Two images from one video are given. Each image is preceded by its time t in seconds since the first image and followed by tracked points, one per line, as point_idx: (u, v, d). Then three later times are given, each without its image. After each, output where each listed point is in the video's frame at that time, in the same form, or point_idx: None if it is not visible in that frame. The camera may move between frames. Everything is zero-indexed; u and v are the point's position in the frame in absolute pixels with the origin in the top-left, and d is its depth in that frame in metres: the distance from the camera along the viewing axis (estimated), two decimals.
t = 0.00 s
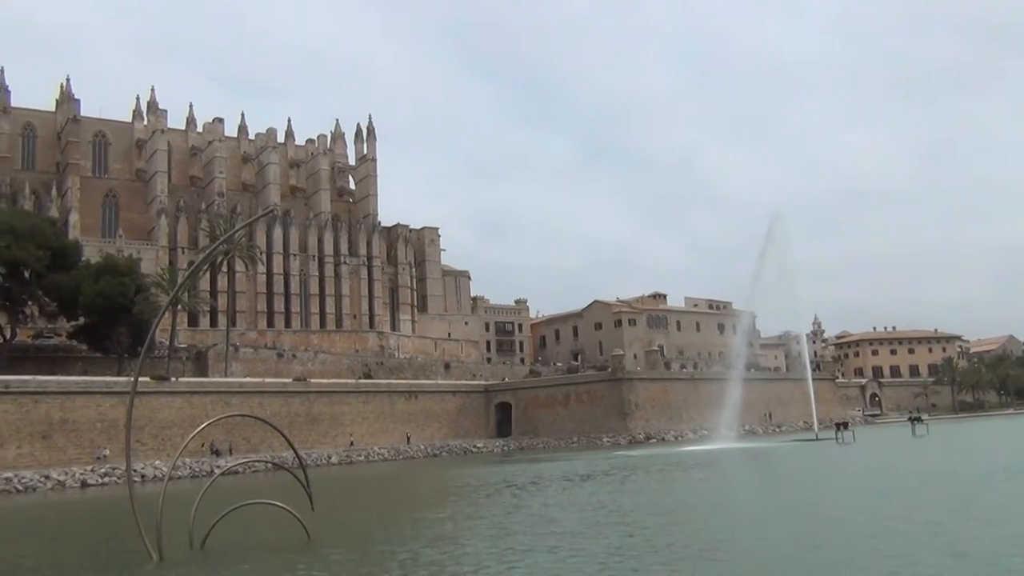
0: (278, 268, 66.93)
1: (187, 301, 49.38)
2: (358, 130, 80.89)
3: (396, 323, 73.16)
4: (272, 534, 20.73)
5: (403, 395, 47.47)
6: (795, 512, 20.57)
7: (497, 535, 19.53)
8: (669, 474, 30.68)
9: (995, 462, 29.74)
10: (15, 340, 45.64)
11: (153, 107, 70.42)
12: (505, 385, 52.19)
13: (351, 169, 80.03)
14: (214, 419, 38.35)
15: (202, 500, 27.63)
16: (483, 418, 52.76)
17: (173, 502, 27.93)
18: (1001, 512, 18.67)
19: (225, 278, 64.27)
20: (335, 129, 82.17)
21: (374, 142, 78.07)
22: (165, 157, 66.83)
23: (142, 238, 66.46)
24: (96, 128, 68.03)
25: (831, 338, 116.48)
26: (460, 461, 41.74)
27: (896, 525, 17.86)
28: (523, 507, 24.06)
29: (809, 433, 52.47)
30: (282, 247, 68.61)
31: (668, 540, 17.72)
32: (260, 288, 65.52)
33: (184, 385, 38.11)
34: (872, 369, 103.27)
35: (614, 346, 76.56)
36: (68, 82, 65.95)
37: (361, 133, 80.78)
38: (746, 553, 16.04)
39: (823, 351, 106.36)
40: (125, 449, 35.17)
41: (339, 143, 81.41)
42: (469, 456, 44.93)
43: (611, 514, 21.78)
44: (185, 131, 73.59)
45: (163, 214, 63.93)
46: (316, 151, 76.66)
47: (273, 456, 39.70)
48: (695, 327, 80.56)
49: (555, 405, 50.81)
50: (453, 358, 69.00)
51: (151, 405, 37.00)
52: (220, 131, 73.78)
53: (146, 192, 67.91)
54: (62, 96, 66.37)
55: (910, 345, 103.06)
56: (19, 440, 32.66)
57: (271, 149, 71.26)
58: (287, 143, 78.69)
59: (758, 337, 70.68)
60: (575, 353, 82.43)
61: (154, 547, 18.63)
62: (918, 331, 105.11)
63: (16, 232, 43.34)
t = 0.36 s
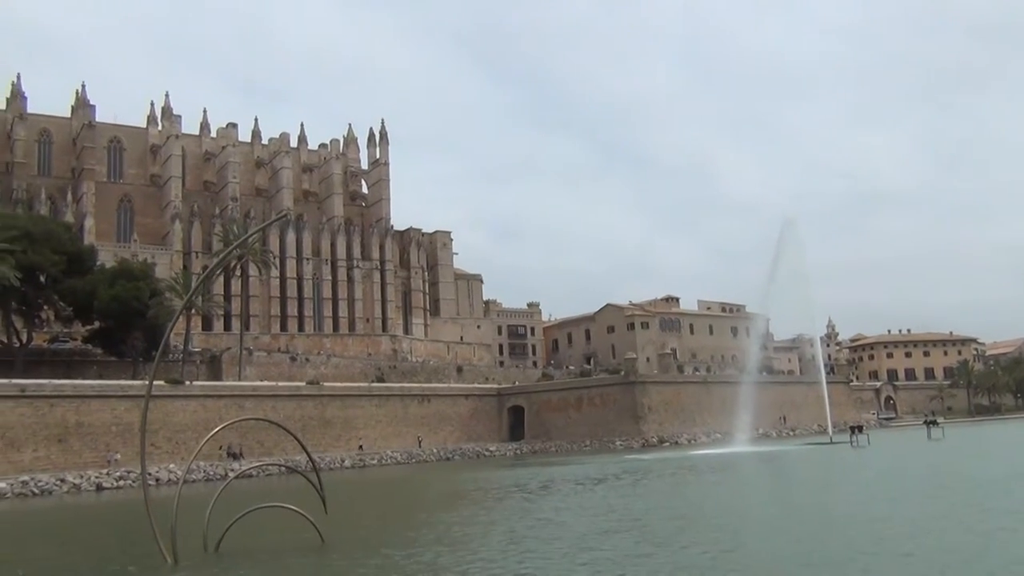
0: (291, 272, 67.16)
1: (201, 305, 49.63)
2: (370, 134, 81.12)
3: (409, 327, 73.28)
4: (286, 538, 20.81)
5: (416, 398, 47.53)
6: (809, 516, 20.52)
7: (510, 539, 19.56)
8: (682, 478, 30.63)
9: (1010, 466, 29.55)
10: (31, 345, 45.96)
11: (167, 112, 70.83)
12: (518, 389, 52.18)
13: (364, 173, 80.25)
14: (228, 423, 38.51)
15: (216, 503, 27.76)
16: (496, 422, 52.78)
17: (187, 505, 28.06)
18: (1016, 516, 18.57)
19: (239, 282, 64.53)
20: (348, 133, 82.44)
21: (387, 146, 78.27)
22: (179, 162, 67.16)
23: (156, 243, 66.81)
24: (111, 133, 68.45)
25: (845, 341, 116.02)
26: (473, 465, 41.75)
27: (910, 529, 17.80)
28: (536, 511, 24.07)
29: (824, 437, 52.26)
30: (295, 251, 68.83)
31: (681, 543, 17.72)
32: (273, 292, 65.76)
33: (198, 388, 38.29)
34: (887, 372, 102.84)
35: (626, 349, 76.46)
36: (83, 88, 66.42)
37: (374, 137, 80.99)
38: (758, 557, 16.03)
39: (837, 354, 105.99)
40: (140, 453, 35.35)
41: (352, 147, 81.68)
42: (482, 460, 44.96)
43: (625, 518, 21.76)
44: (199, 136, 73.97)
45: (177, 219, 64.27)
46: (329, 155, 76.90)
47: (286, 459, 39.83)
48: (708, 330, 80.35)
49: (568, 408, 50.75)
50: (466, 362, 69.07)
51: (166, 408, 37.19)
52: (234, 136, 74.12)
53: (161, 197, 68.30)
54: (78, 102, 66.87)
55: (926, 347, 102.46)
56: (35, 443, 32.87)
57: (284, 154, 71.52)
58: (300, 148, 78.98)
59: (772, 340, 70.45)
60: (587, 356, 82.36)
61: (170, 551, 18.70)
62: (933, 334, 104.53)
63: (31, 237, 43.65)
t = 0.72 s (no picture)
0: (305, 276, 67.39)
1: (215, 309, 49.87)
2: (383, 138, 81.30)
3: (422, 330, 73.39)
4: (300, 542, 20.83)
5: (429, 402, 47.57)
6: (824, 521, 20.43)
7: (522, 543, 19.57)
8: (696, 482, 30.53)
9: None
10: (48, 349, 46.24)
11: (181, 117, 71.20)
12: (531, 392, 52.15)
13: (376, 177, 80.44)
14: (242, 427, 38.64)
15: (230, 507, 27.88)
16: (509, 425, 52.77)
17: (202, 509, 28.17)
18: None
19: (253, 287, 64.80)
20: (361, 137, 82.70)
21: (399, 150, 78.44)
22: (193, 167, 67.50)
23: (170, 247, 67.14)
24: (126, 139, 68.90)
25: (860, 344, 115.45)
26: (487, 468, 41.76)
27: (925, 533, 17.73)
28: (549, 515, 24.07)
29: (839, 441, 52.00)
30: (309, 255, 69.05)
31: (696, 548, 17.66)
32: (287, 296, 65.96)
33: (213, 392, 38.44)
34: (902, 375, 102.26)
35: (640, 352, 76.32)
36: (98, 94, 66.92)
37: (387, 141, 81.15)
38: (774, 562, 15.98)
39: (852, 358, 105.53)
40: (155, 456, 35.51)
41: (365, 152, 81.93)
42: (495, 463, 44.96)
43: (638, 522, 21.74)
44: (214, 141, 74.36)
45: (192, 223, 64.58)
46: (342, 160, 77.13)
47: (300, 463, 39.93)
48: (722, 333, 80.08)
49: (581, 412, 50.69)
50: (479, 366, 69.10)
51: (181, 412, 37.37)
52: (248, 141, 74.41)
53: (175, 202, 68.66)
54: (93, 108, 67.36)
55: (941, 350, 101.72)
56: (51, 447, 33.09)
57: (297, 158, 71.78)
58: (313, 153, 79.27)
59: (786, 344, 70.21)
60: (600, 359, 82.26)
61: (185, 554, 18.78)
62: (949, 337, 103.84)
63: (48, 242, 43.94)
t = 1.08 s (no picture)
0: (318, 279, 67.63)
1: (229, 312, 50.07)
2: (396, 142, 81.51)
3: (435, 333, 73.49)
4: (313, 544, 20.89)
5: (442, 404, 47.61)
6: (839, 524, 20.36)
7: (536, 546, 19.55)
8: (710, 485, 30.46)
9: None
10: (64, 352, 46.57)
11: (196, 121, 71.60)
12: (544, 395, 52.13)
13: (389, 180, 80.60)
14: (257, 429, 38.79)
15: (245, 509, 28.00)
16: (522, 428, 52.75)
17: (216, 511, 28.29)
18: None
19: (267, 289, 65.06)
20: (373, 140, 82.93)
21: (412, 153, 78.57)
22: (207, 170, 67.79)
23: (185, 250, 67.44)
24: (141, 143, 69.29)
25: (875, 346, 114.94)
26: (500, 471, 41.79)
27: (940, 537, 17.69)
28: (562, 518, 24.05)
29: (854, 444, 51.74)
30: (322, 258, 69.26)
31: (711, 551, 17.65)
32: (300, 298, 66.20)
33: (227, 395, 38.60)
34: (918, 378, 101.70)
35: (653, 354, 76.19)
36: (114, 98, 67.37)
37: (399, 145, 81.37)
38: (788, 566, 15.94)
39: (867, 360, 105.02)
40: (169, 459, 35.66)
41: (377, 155, 82.14)
42: (508, 466, 44.97)
43: (651, 525, 21.69)
44: (228, 145, 74.69)
45: (206, 227, 64.90)
46: (355, 163, 77.33)
47: (314, 465, 40.03)
48: (736, 335, 79.84)
49: (594, 415, 50.64)
50: (492, 368, 69.14)
51: (195, 415, 37.53)
52: (261, 145, 74.77)
53: (189, 205, 68.97)
54: (108, 112, 67.80)
55: (957, 352, 101.06)
56: (67, 449, 33.30)
57: (310, 162, 72.02)
58: (326, 156, 79.51)
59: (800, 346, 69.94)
60: (613, 362, 82.15)
61: (199, 556, 18.85)
62: (964, 339, 103.24)
63: (63, 246, 44.31)
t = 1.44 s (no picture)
0: (331, 281, 67.83)
1: (242, 314, 50.29)
2: (408, 144, 81.64)
3: (447, 334, 73.57)
4: (327, 545, 20.98)
5: (455, 405, 47.65)
6: (854, 526, 20.27)
7: (549, 547, 19.59)
8: (723, 486, 30.38)
9: None
10: (79, 354, 46.89)
11: (209, 125, 71.91)
12: (557, 396, 52.12)
13: (401, 182, 80.76)
14: (270, 431, 38.92)
15: (260, 510, 28.15)
16: (535, 429, 52.75)
17: (230, 513, 28.41)
18: None
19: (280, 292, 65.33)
20: (386, 143, 83.13)
21: (424, 155, 78.71)
22: (221, 173, 68.08)
23: (198, 253, 67.76)
24: (154, 146, 69.65)
25: (889, 347, 114.35)
26: (513, 472, 41.82)
27: (953, 538, 17.72)
28: (575, 519, 24.07)
29: (869, 445, 51.50)
30: (334, 260, 69.47)
31: (725, 553, 17.62)
32: (313, 300, 66.40)
33: (241, 396, 38.74)
34: (933, 379, 101.17)
35: (666, 356, 76.02)
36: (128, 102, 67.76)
37: (411, 146, 81.51)
38: (803, 568, 15.89)
39: (882, 361, 104.53)
40: (184, 461, 35.84)
41: (390, 157, 82.34)
42: (521, 467, 45.00)
43: (665, 527, 21.69)
44: (241, 147, 75.00)
45: (220, 229, 65.17)
46: (367, 165, 77.53)
47: (327, 466, 40.16)
48: (749, 336, 79.60)
49: (606, 416, 50.60)
50: (504, 370, 69.20)
51: (209, 416, 37.71)
52: (274, 147, 75.04)
53: (203, 208, 69.28)
54: (123, 116, 68.19)
55: (973, 353, 100.41)
56: (82, 451, 33.51)
57: (323, 164, 72.23)
58: (338, 158, 79.77)
59: (814, 347, 69.66)
60: (626, 363, 82.03)
61: (214, 557, 18.94)
62: (980, 339, 102.57)
63: (78, 249, 44.61)
